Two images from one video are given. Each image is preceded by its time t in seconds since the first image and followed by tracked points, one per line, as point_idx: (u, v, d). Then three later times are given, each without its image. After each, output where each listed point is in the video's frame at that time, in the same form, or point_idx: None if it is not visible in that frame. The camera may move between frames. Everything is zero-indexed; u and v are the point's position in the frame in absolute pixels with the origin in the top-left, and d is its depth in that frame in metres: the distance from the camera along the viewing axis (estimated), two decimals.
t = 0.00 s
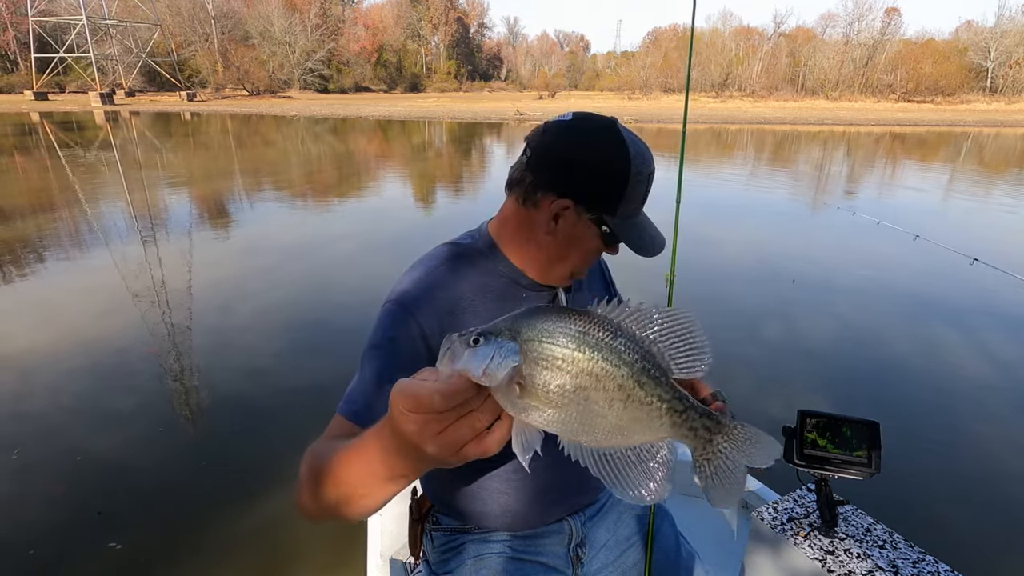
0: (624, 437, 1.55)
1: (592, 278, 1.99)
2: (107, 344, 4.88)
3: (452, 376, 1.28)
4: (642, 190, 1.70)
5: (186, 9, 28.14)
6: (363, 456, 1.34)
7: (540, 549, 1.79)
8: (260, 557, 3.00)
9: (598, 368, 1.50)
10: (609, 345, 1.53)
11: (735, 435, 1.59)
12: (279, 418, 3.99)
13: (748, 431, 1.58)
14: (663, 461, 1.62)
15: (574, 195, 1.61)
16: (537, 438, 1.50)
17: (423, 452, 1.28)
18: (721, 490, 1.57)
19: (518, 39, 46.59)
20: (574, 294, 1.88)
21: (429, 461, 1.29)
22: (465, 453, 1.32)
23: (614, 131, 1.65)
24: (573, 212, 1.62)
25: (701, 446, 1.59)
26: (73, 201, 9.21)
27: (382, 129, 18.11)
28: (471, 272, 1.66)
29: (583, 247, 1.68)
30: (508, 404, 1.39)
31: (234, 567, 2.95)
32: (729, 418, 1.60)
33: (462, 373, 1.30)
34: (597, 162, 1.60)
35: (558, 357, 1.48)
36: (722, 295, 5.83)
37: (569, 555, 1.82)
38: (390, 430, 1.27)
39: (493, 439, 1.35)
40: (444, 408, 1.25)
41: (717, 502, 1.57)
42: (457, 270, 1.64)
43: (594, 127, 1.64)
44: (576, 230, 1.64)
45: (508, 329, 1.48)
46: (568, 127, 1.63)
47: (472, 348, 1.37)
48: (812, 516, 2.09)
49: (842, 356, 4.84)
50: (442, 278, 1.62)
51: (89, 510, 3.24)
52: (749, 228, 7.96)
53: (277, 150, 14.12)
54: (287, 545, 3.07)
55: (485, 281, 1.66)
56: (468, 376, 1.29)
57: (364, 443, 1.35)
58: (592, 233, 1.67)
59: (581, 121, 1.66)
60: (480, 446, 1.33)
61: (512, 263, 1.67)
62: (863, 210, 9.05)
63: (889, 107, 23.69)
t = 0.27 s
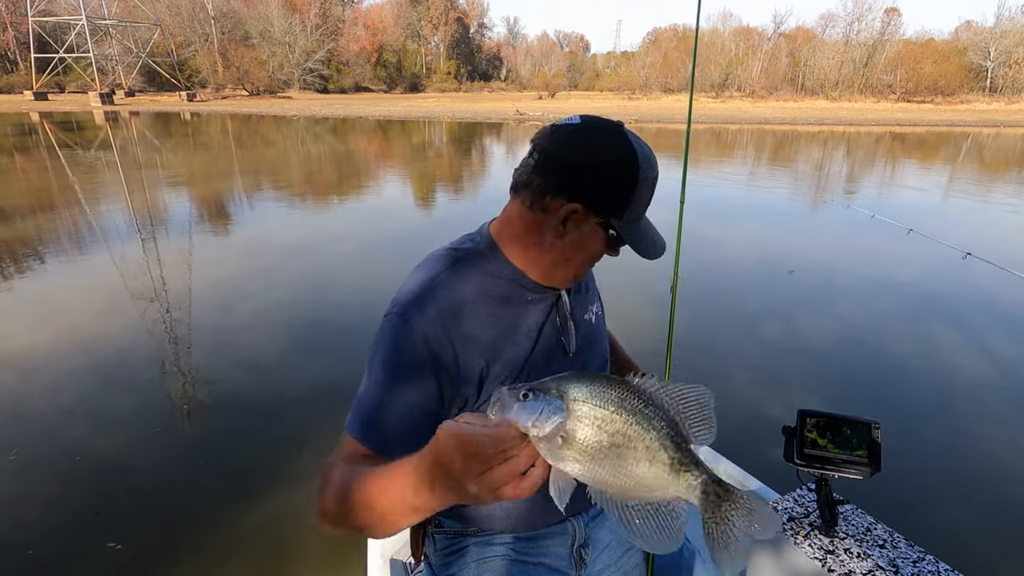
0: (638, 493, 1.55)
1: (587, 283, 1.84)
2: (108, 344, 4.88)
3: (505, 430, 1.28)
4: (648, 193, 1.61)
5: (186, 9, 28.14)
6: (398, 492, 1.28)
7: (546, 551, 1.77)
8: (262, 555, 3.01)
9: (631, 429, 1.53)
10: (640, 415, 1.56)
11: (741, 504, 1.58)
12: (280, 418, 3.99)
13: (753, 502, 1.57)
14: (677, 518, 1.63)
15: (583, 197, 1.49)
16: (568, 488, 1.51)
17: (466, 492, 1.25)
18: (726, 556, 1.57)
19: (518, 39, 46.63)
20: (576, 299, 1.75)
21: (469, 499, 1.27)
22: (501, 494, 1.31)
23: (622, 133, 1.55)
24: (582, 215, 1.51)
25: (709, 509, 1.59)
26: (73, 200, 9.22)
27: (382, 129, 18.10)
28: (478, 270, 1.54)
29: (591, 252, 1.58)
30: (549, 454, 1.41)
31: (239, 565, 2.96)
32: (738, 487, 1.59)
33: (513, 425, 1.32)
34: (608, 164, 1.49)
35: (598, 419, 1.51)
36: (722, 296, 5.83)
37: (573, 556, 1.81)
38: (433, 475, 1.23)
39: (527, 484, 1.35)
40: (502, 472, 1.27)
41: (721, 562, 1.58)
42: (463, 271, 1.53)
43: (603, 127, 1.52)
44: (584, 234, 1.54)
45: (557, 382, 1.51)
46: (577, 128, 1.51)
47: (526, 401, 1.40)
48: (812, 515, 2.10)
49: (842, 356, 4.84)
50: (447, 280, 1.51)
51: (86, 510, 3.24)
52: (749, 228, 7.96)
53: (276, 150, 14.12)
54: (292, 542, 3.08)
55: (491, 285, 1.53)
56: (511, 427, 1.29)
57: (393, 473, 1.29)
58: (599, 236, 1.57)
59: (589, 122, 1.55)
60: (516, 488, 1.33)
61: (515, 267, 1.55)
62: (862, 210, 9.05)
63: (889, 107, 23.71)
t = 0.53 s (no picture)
0: (673, 524, 1.67)
1: (574, 283, 1.79)
2: (107, 345, 4.87)
3: (574, 484, 1.31)
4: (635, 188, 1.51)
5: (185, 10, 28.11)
6: (441, 515, 1.30)
7: (548, 550, 1.73)
8: (262, 555, 3.00)
9: (676, 475, 1.62)
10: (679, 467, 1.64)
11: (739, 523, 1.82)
12: (279, 418, 3.98)
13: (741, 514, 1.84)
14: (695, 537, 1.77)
15: (573, 196, 1.39)
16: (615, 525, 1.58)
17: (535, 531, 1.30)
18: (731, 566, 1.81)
19: (517, 40, 46.66)
20: (564, 297, 1.67)
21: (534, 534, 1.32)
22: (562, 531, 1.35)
23: (605, 131, 1.45)
24: (573, 214, 1.41)
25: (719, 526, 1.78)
26: (72, 201, 9.22)
27: (382, 130, 18.11)
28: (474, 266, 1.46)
29: (581, 253, 1.49)
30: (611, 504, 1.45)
31: (239, 565, 2.95)
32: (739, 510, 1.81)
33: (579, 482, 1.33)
34: (595, 163, 1.38)
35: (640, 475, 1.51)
36: (723, 296, 5.83)
37: (574, 556, 1.78)
38: (488, 510, 1.28)
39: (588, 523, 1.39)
40: (568, 518, 1.30)
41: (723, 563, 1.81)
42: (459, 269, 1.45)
43: (588, 127, 1.42)
44: (573, 234, 1.44)
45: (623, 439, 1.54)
46: (563, 129, 1.40)
47: (598, 463, 1.42)
48: (813, 514, 2.08)
49: (842, 356, 4.84)
50: (445, 279, 1.42)
51: (84, 510, 3.23)
52: (749, 228, 7.96)
53: (276, 150, 14.12)
54: (292, 542, 3.07)
55: (487, 283, 1.44)
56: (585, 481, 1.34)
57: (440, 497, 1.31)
58: (589, 233, 1.47)
59: (573, 122, 1.45)
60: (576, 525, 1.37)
61: (508, 270, 1.46)
62: (862, 210, 9.06)
63: (887, 107, 23.77)
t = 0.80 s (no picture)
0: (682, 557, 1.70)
1: (561, 279, 1.78)
2: (107, 346, 4.86)
3: (602, 511, 1.35)
4: (618, 181, 1.47)
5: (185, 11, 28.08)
6: (468, 524, 1.30)
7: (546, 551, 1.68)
8: (262, 555, 2.99)
9: (691, 512, 1.66)
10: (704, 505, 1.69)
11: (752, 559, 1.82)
12: (279, 420, 3.98)
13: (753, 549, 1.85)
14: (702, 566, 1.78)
15: (557, 195, 1.37)
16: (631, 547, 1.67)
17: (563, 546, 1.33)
18: None
19: (516, 41, 46.68)
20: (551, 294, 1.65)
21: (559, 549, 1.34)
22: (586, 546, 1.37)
23: (583, 127, 1.42)
24: (557, 213, 1.38)
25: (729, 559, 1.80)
26: (71, 202, 9.21)
27: (381, 131, 18.11)
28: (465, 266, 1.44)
29: (568, 250, 1.47)
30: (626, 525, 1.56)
31: (239, 566, 2.94)
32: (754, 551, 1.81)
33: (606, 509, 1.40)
34: (577, 160, 1.36)
35: (660, 507, 1.61)
36: (722, 297, 5.83)
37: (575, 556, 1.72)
38: (518, 525, 1.30)
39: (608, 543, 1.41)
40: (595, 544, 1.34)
41: None
42: (450, 271, 1.43)
43: (567, 125, 1.39)
44: (559, 232, 1.41)
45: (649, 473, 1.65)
46: (543, 128, 1.37)
47: (623, 492, 1.55)
48: (815, 512, 2.04)
49: (843, 356, 4.84)
50: (435, 282, 1.40)
51: (82, 511, 3.23)
52: (749, 228, 7.97)
53: (275, 152, 14.10)
54: (292, 542, 3.06)
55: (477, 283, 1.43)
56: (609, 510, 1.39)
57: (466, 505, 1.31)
58: (573, 230, 1.44)
59: (549, 120, 1.42)
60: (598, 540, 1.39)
61: (497, 271, 1.43)
62: (862, 211, 9.07)
63: (886, 109, 23.80)
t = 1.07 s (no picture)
0: None
1: (551, 277, 1.75)
2: (105, 347, 4.85)
3: (607, 525, 1.32)
4: (601, 177, 1.43)
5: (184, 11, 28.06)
6: (473, 529, 1.30)
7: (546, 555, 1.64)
8: (262, 556, 2.98)
9: (691, 538, 1.64)
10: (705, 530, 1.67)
11: None
12: (278, 420, 3.97)
13: None
14: None
15: (541, 196, 1.34)
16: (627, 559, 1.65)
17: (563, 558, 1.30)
18: None
19: (516, 41, 46.69)
20: (542, 294, 1.63)
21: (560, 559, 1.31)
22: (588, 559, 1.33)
23: (561, 124, 1.39)
24: (541, 212, 1.35)
25: None
26: (70, 202, 9.20)
27: (380, 132, 18.11)
28: (449, 269, 1.42)
29: (556, 250, 1.43)
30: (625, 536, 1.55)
31: (238, 568, 2.93)
32: None
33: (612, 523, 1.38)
34: (559, 159, 1.33)
35: (663, 527, 1.59)
36: (722, 297, 5.83)
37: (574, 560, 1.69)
38: (525, 531, 1.29)
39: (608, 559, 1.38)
40: (595, 558, 1.29)
41: None
42: (436, 274, 1.41)
43: (546, 124, 1.37)
44: (545, 232, 1.38)
45: (652, 492, 1.63)
46: (523, 128, 1.35)
47: (627, 509, 1.54)
48: (815, 512, 2.03)
49: (843, 356, 4.84)
50: (421, 285, 1.38)
51: (80, 511, 3.22)
52: (749, 229, 7.97)
53: (274, 152, 14.09)
54: (291, 544, 3.05)
55: (465, 284, 1.41)
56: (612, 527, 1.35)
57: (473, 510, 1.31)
58: (559, 229, 1.40)
59: (528, 120, 1.39)
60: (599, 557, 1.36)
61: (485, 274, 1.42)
62: (861, 211, 9.08)
63: (885, 109, 23.84)
